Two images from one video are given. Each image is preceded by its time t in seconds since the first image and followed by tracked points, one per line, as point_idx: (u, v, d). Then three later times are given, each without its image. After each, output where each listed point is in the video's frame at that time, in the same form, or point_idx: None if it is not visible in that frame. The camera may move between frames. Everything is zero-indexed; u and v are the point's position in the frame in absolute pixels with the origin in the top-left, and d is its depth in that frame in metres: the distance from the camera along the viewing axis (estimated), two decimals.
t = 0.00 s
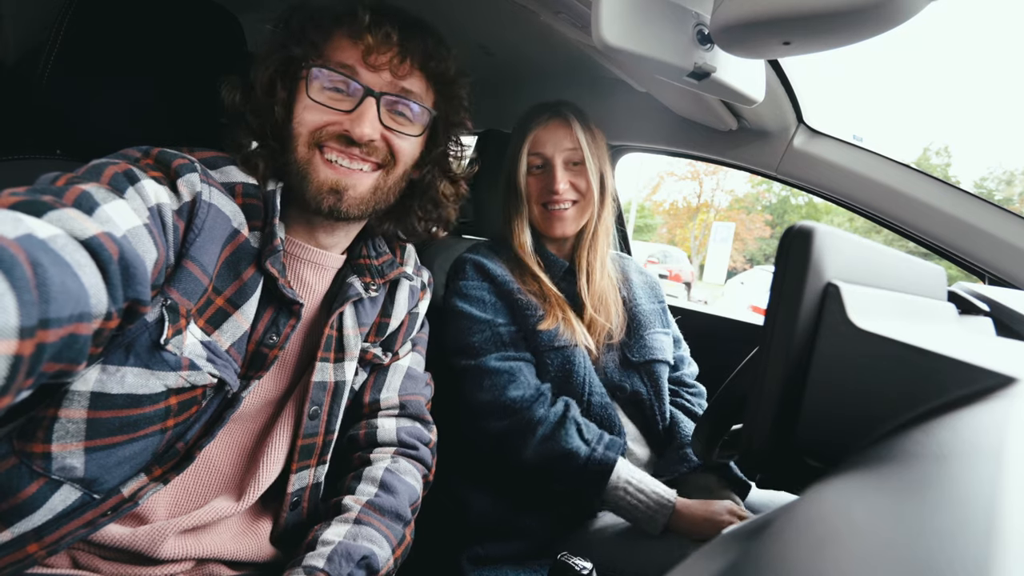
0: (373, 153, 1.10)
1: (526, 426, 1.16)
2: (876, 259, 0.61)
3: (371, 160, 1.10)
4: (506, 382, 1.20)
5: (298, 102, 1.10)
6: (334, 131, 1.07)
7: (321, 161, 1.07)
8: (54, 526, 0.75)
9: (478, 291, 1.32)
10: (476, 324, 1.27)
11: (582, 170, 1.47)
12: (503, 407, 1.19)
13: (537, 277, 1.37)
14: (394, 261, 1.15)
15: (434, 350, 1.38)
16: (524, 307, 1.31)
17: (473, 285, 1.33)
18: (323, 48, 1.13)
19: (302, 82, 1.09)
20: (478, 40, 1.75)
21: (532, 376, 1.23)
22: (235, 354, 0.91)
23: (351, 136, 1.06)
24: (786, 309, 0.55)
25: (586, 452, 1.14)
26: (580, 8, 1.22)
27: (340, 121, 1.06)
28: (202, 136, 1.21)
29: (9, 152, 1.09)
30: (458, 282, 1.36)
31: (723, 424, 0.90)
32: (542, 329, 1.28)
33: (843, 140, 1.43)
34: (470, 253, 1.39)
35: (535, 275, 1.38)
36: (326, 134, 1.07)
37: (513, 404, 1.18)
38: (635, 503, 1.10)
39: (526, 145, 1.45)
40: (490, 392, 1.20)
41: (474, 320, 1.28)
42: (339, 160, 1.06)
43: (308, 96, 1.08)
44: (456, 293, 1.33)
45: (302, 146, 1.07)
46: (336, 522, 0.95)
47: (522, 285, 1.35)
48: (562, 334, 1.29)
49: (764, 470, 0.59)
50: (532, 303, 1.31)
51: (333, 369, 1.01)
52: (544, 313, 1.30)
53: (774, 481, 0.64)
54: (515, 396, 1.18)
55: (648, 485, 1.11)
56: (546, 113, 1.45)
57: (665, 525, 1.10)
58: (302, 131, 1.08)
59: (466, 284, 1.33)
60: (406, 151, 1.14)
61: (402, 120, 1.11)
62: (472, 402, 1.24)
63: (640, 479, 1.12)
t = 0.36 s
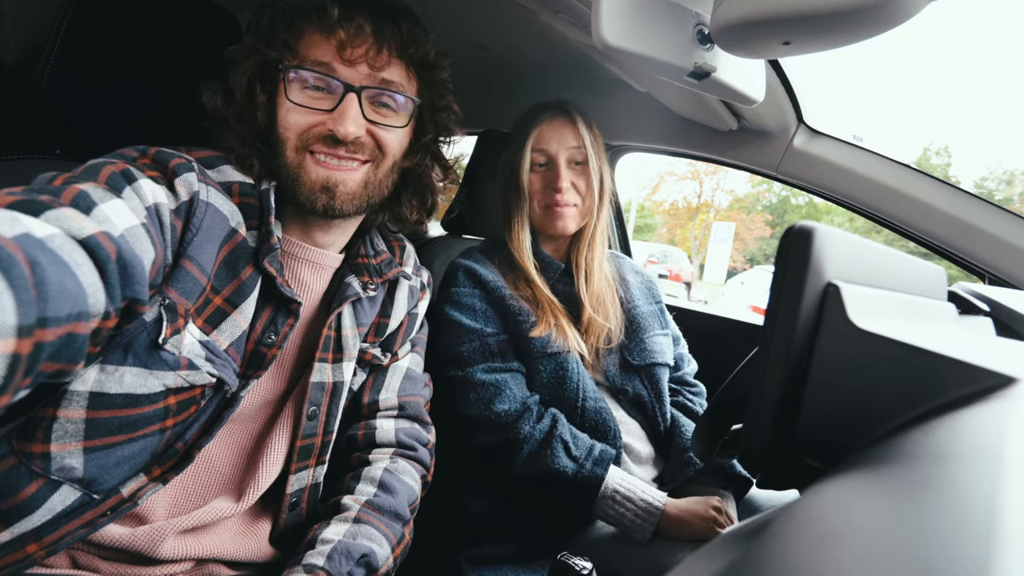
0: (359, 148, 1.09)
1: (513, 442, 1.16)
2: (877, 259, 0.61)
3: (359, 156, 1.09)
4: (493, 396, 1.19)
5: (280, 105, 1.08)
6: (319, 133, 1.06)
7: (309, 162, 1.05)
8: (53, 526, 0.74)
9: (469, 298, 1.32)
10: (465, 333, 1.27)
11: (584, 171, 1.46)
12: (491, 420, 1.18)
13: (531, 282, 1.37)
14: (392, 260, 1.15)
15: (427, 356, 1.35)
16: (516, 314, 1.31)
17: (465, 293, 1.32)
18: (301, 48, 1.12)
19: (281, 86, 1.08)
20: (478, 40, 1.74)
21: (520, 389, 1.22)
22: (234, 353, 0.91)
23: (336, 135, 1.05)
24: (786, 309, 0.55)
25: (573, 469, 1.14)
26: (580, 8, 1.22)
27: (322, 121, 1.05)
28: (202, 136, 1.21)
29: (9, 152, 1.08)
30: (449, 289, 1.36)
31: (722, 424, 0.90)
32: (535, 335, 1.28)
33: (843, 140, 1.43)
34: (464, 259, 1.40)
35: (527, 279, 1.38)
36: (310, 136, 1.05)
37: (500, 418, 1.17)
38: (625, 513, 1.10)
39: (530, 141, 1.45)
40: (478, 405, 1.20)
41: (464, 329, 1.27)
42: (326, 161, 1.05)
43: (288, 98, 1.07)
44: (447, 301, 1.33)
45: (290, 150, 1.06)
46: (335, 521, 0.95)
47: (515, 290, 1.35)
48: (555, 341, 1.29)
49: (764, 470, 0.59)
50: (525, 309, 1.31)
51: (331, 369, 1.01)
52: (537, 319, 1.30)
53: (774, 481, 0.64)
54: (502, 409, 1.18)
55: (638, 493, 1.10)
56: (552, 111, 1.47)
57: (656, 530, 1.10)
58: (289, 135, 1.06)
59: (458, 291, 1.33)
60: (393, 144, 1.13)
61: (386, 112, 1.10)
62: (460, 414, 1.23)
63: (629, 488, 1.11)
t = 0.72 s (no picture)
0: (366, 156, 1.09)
1: (514, 442, 1.16)
2: (877, 260, 0.61)
3: (365, 162, 1.09)
4: (494, 397, 1.19)
5: (289, 107, 1.08)
6: (328, 138, 1.06)
7: (318, 165, 1.05)
8: (53, 524, 0.75)
9: (470, 298, 1.32)
10: (466, 334, 1.27)
11: (596, 173, 1.46)
12: (492, 421, 1.18)
13: (531, 281, 1.37)
14: (393, 261, 1.15)
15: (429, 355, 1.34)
16: (517, 314, 1.31)
17: (466, 292, 1.32)
18: (311, 51, 1.11)
19: (290, 88, 1.08)
20: (478, 40, 1.74)
21: (521, 389, 1.22)
22: (235, 353, 0.91)
23: (345, 141, 1.06)
24: (786, 309, 0.55)
25: (575, 470, 1.14)
26: (580, 8, 1.22)
27: (332, 126, 1.06)
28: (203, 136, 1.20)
29: (8, 152, 1.08)
30: (450, 289, 1.36)
31: (722, 424, 0.90)
32: (536, 336, 1.28)
33: (843, 140, 1.43)
34: (464, 260, 1.40)
35: (529, 279, 1.37)
36: (320, 139, 1.06)
37: (501, 419, 1.17)
38: (625, 514, 1.10)
39: (547, 137, 1.45)
40: (479, 406, 1.20)
41: (465, 329, 1.27)
42: (336, 162, 1.06)
43: (297, 102, 1.07)
44: (448, 301, 1.33)
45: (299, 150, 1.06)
46: (334, 520, 0.95)
47: (515, 291, 1.35)
48: (556, 342, 1.29)
49: (763, 470, 0.59)
50: (526, 310, 1.31)
51: (334, 369, 1.01)
52: (538, 320, 1.30)
53: (774, 481, 0.64)
54: (503, 410, 1.18)
55: (638, 494, 1.10)
56: (567, 110, 1.47)
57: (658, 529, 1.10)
58: (299, 139, 1.06)
59: (459, 291, 1.33)
60: (399, 149, 1.13)
61: (394, 118, 1.10)
62: (461, 414, 1.23)
63: (630, 488, 1.11)
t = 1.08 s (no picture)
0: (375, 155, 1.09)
1: (514, 442, 1.16)
2: (877, 260, 0.61)
3: (374, 161, 1.09)
4: (494, 396, 1.20)
5: (298, 104, 1.08)
6: (338, 136, 1.06)
7: (328, 161, 1.05)
8: (54, 523, 0.75)
9: (470, 297, 1.32)
10: (466, 332, 1.27)
11: (603, 177, 1.49)
12: (492, 419, 1.18)
13: (532, 281, 1.37)
14: (393, 260, 1.15)
15: (429, 354, 1.34)
16: (517, 314, 1.31)
17: (466, 291, 1.33)
18: (322, 47, 1.09)
19: (300, 85, 1.08)
20: (478, 40, 1.74)
21: (521, 388, 1.22)
22: (236, 352, 0.91)
23: (356, 139, 1.06)
24: (786, 309, 0.55)
25: (575, 469, 1.14)
26: (580, 8, 1.22)
27: (344, 125, 1.06)
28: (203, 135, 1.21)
29: (8, 152, 1.08)
30: (450, 288, 1.36)
31: (722, 424, 0.90)
32: (536, 335, 1.28)
33: (843, 140, 1.43)
34: (464, 258, 1.40)
35: (528, 278, 1.37)
36: (332, 136, 1.06)
37: (501, 418, 1.18)
38: (624, 513, 1.10)
39: (559, 138, 1.45)
40: (479, 405, 1.20)
41: (466, 328, 1.28)
42: (345, 160, 1.06)
43: (307, 100, 1.07)
44: (448, 300, 1.33)
45: (309, 148, 1.06)
46: (333, 520, 0.95)
47: (516, 290, 1.35)
48: (556, 341, 1.29)
49: (764, 470, 0.59)
50: (526, 309, 1.31)
51: (334, 368, 1.01)
52: (538, 319, 1.30)
53: (774, 481, 0.64)
54: (503, 408, 1.18)
55: (637, 495, 1.10)
56: (581, 111, 1.48)
57: (658, 530, 1.10)
58: (307, 136, 1.06)
59: (459, 290, 1.33)
60: (405, 150, 1.13)
61: (402, 119, 1.10)
62: (461, 413, 1.23)
63: (629, 488, 1.11)
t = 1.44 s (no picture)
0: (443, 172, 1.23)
1: (514, 442, 1.16)
2: (877, 260, 0.61)
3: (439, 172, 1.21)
4: (494, 396, 1.20)
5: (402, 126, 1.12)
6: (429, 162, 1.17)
7: (419, 180, 1.16)
8: (53, 522, 0.75)
9: (470, 297, 1.32)
10: (466, 333, 1.27)
11: (605, 175, 1.49)
12: (492, 420, 1.18)
13: (532, 281, 1.37)
14: (384, 250, 1.13)
15: (428, 351, 1.34)
16: (516, 314, 1.31)
17: (466, 291, 1.33)
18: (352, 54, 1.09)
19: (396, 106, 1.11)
20: (479, 40, 1.74)
21: (521, 388, 1.22)
22: (232, 349, 0.91)
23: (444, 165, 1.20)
24: (786, 309, 0.55)
25: (575, 469, 1.14)
26: (580, 7, 1.22)
27: (434, 152, 1.17)
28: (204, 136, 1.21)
29: (8, 151, 1.09)
30: (450, 288, 1.36)
31: (722, 424, 0.90)
32: (536, 335, 1.28)
33: (843, 139, 1.43)
34: (464, 258, 1.40)
35: (529, 278, 1.37)
36: (429, 161, 1.16)
37: (501, 418, 1.18)
38: (624, 514, 1.10)
39: (560, 136, 1.45)
40: (478, 405, 1.20)
41: (466, 329, 1.27)
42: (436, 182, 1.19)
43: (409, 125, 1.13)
44: (448, 300, 1.33)
45: (409, 170, 1.13)
46: (331, 520, 0.95)
47: (516, 290, 1.35)
48: (556, 341, 1.29)
49: (765, 470, 0.59)
50: (526, 309, 1.31)
51: (324, 357, 1.01)
52: (538, 320, 1.30)
53: (774, 481, 0.64)
54: (503, 409, 1.18)
55: (637, 495, 1.10)
56: (583, 110, 1.48)
57: (658, 530, 1.10)
58: (415, 158, 1.14)
59: (459, 290, 1.33)
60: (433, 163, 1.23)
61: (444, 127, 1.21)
62: (460, 412, 1.23)
63: (629, 488, 1.11)
